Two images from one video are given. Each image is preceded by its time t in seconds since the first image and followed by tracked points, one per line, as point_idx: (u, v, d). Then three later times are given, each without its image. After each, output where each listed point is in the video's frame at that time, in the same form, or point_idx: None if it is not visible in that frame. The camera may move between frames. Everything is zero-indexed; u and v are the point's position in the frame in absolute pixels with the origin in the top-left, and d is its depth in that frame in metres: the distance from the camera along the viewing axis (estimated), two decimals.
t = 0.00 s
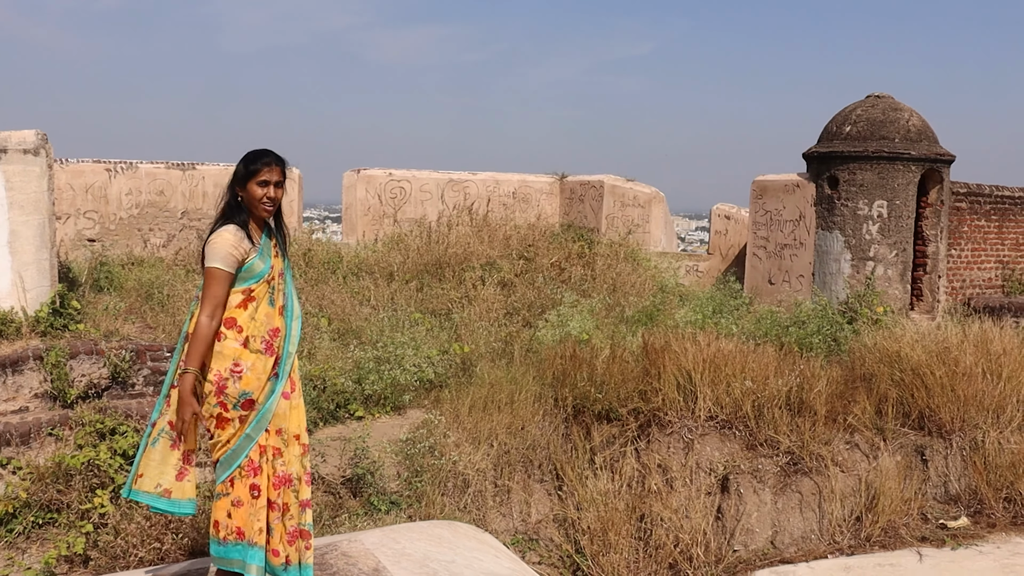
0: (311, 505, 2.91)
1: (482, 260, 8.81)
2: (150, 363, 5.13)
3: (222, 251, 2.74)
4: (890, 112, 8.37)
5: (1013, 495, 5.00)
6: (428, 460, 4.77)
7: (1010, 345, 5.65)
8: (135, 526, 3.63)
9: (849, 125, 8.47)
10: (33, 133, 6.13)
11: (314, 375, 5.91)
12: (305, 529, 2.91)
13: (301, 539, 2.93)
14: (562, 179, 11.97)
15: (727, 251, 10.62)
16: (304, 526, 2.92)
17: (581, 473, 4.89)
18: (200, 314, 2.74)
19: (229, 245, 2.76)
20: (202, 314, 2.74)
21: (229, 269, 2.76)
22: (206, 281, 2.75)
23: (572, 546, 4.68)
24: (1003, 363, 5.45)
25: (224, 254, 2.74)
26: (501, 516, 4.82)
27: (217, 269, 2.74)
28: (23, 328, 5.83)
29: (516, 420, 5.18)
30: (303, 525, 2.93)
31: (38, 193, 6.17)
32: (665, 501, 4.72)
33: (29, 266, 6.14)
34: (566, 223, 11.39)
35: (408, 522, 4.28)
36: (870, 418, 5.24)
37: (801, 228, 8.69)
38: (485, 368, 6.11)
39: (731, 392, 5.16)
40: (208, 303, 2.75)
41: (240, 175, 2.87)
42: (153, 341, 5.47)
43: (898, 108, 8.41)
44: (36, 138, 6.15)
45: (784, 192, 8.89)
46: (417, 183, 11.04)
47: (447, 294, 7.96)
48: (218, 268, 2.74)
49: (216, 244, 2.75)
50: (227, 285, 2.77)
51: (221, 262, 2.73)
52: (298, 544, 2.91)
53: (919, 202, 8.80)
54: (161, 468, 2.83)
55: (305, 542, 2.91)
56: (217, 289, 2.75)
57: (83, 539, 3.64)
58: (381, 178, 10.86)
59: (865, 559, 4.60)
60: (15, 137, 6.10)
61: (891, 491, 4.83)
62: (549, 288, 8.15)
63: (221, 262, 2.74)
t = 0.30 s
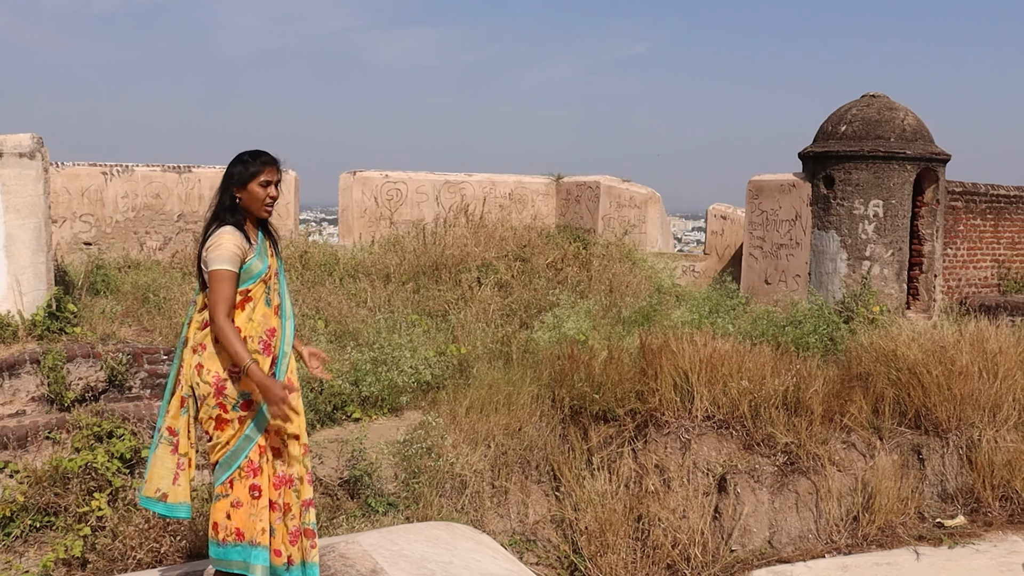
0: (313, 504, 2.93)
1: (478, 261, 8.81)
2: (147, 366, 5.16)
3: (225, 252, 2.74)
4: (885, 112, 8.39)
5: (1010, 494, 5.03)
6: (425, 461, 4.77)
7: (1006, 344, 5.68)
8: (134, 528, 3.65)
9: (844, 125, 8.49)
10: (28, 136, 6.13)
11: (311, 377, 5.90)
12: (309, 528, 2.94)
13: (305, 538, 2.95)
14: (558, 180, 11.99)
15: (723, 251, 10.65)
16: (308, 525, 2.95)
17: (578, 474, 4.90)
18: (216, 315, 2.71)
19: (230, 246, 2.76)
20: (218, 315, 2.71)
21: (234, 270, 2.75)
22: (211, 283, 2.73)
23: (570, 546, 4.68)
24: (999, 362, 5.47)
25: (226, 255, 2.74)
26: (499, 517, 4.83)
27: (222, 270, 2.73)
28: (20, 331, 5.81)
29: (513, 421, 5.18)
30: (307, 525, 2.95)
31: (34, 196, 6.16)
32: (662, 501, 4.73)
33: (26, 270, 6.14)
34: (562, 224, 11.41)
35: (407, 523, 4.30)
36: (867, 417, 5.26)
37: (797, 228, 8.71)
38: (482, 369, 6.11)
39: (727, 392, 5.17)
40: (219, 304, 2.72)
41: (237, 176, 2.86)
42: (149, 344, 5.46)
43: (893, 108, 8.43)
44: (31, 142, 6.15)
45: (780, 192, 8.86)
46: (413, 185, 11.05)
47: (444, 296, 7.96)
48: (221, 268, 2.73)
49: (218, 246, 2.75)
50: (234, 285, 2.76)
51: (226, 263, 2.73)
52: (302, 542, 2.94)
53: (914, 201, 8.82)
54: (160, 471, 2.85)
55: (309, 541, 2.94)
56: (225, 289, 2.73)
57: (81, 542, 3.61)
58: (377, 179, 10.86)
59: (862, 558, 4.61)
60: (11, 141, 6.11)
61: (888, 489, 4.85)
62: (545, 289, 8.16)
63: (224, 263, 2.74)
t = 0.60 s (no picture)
0: (322, 502, 2.94)
1: (476, 262, 8.82)
2: (145, 367, 5.14)
3: (224, 254, 2.74)
4: (882, 112, 8.40)
5: (1008, 493, 5.03)
6: (424, 462, 4.77)
7: (1004, 344, 5.69)
8: (134, 529, 3.64)
9: (841, 125, 8.50)
10: (27, 138, 6.13)
11: (309, 378, 5.90)
12: (320, 527, 2.95)
13: (316, 536, 2.96)
14: (556, 181, 12.00)
15: (721, 252, 10.66)
16: (318, 523, 2.97)
17: (576, 475, 4.90)
18: (226, 317, 2.72)
19: (230, 248, 2.76)
20: (230, 318, 2.71)
21: (233, 272, 2.75)
22: (213, 285, 2.74)
23: (568, 547, 4.68)
24: (997, 362, 5.48)
25: (225, 258, 2.74)
26: (497, 518, 4.83)
27: (223, 273, 2.73)
28: (18, 333, 5.77)
29: (511, 422, 5.19)
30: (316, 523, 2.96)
31: (32, 198, 6.16)
32: (661, 502, 4.73)
33: (24, 272, 6.13)
34: (560, 225, 11.41)
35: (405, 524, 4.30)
36: (865, 417, 5.27)
37: (795, 228, 8.72)
38: (480, 371, 6.11)
39: (725, 392, 5.17)
40: (226, 306, 2.73)
41: (238, 177, 2.85)
42: (148, 345, 5.45)
43: (890, 108, 8.44)
44: (30, 144, 6.16)
45: (777, 192, 8.86)
46: (411, 186, 11.04)
47: (442, 297, 7.96)
48: (221, 271, 2.73)
49: (218, 248, 2.75)
50: (236, 288, 2.76)
51: (224, 265, 2.73)
52: (314, 540, 2.94)
53: (912, 201, 8.84)
54: (168, 475, 2.89)
55: (321, 539, 2.95)
56: (231, 292, 2.74)
57: (80, 544, 3.62)
58: (375, 181, 10.85)
59: (860, 558, 4.62)
60: (9, 143, 6.11)
61: (886, 489, 4.85)
62: (543, 291, 8.16)
63: (223, 265, 2.74)
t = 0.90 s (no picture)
0: (326, 502, 2.98)
1: (472, 263, 8.82)
2: (141, 368, 5.12)
3: (223, 256, 2.74)
4: (877, 113, 8.42)
5: (1003, 493, 5.03)
6: (421, 464, 4.76)
7: (999, 344, 5.71)
8: (130, 532, 3.63)
9: (837, 126, 8.52)
10: (23, 139, 6.12)
11: (305, 379, 5.88)
12: (327, 525, 3.02)
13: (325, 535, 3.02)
14: (551, 182, 12.01)
15: (717, 253, 10.67)
16: (327, 522, 3.03)
17: (573, 476, 4.91)
18: (212, 321, 2.73)
19: (229, 250, 2.76)
20: (214, 322, 2.72)
21: (230, 274, 2.76)
22: (207, 288, 2.74)
23: (565, 548, 4.68)
24: (992, 362, 5.50)
25: (223, 260, 2.74)
26: (493, 519, 4.84)
27: (219, 275, 2.73)
28: (13, 334, 5.65)
29: (507, 423, 5.18)
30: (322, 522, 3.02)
31: (28, 199, 6.15)
32: (657, 502, 4.74)
33: (19, 273, 6.11)
34: (556, 226, 11.42)
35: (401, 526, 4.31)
36: (861, 417, 5.29)
37: (791, 229, 8.74)
38: (476, 372, 6.12)
39: (721, 393, 5.18)
40: (213, 310, 2.73)
41: (239, 178, 2.85)
42: (144, 347, 5.42)
43: (886, 109, 8.46)
44: (25, 145, 6.15)
45: (773, 193, 8.93)
46: (407, 187, 11.04)
47: (437, 298, 7.96)
48: (218, 273, 2.73)
49: (216, 250, 2.75)
50: (229, 290, 2.76)
51: (222, 268, 2.73)
52: (324, 538, 3.01)
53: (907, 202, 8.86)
54: (175, 480, 2.85)
55: (330, 537, 3.02)
56: (221, 295, 2.74)
57: (76, 546, 3.61)
58: (371, 182, 10.85)
59: (856, 559, 4.63)
60: (5, 144, 6.10)
61: (882, 489, 4.86)
62: (539, 292, 8.16)
63: (221, 268, 2.74)
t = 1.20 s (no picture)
0: (318, 502, 2.98)
1: (459, 266, 8.83)
2: (127, 371, 5.08)
3: (217, 258, 2.74)
4: (862, 116, 8.50)
5: (986, 493, 5.11)
6: (407, 466, 4.76)
7: (981, 345, 5.78)
8: (116, 535, 3.62)
9: (822, 129, 8.59)
10: (7, 140, 6.03)
11: (291, 381, 5.86)
12: (321, 524, 3.03)
13: (316, 534, 3.02)
14: (537, 185, 12.04)
15: (702, 255, 10.74)
16: (318, 520, 3.03)
17: (559, 478, 4.93)
18: (205, 321, 2.72)
19: (223, 252, 2.76)
20: (207, 324, 2.72)
21: (223, 276, 2.76)
22: (199, 289, 2.74)
23: (551, 550, 4.70)
24: (975, 363, 5.57)
25: (216, 262, 2.74)
26: (480, 521, 4.85)
27: (212, 277, 2.73)
28: None
29: (494, 425, 5.18)
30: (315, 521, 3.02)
31: (12, 201, 6.06)
32: (644, 504, 4.76)
33: (4, 275, 6.01)
34: (542, 228, 11.45)
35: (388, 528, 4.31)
36: (846, 419, 5.32)
37: (776, 231, 8.80)
38: (462, 374, 6.13)
39: (707, 395, 5.21)
40: (205, 312, 2.73)
41: (232, 181, 2.85)
42: (129, 349, 5.38)
43: (870, 112, 8.54)
44: (9, 146, 6.04)
45: (758, 196, 8.97)
46: (393, 189, 11.03)
47: (424, 300, 7.96)
48: (211, 275, 2.73)
49: (210, 252, 2.75)
50: (221, 292, 2.76)
51: (215, 269, 2.73)
52: (316, 536, 3.01)
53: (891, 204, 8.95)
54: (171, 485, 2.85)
55: (321, 535, 3.02)
56: (213, 296, 2.74)
57: (60, 550, 3.56)
58: (357, 184, 10.82)
59: (842, 559, 4.67)
60: None
61: (867, 490, 4.92)
62: (525, 295, 8.19)
63: (214, 269, 2.74)
